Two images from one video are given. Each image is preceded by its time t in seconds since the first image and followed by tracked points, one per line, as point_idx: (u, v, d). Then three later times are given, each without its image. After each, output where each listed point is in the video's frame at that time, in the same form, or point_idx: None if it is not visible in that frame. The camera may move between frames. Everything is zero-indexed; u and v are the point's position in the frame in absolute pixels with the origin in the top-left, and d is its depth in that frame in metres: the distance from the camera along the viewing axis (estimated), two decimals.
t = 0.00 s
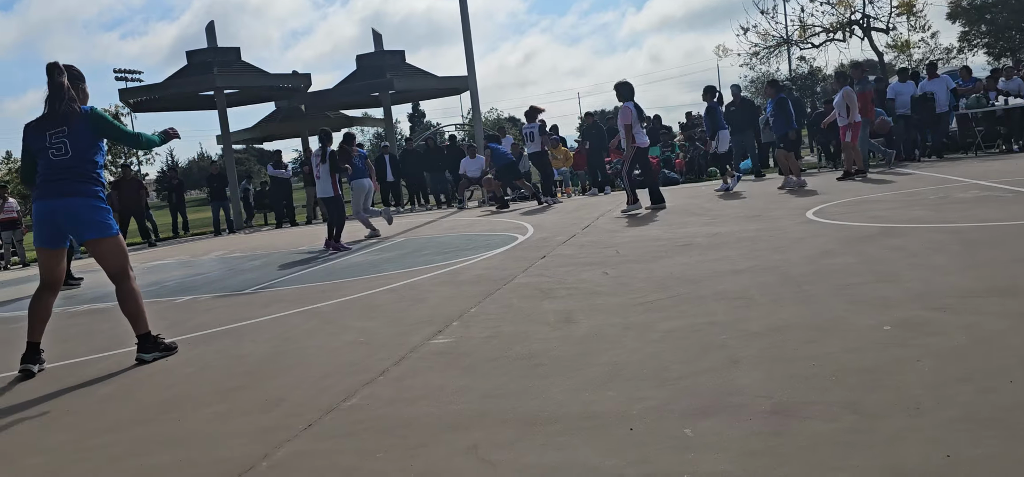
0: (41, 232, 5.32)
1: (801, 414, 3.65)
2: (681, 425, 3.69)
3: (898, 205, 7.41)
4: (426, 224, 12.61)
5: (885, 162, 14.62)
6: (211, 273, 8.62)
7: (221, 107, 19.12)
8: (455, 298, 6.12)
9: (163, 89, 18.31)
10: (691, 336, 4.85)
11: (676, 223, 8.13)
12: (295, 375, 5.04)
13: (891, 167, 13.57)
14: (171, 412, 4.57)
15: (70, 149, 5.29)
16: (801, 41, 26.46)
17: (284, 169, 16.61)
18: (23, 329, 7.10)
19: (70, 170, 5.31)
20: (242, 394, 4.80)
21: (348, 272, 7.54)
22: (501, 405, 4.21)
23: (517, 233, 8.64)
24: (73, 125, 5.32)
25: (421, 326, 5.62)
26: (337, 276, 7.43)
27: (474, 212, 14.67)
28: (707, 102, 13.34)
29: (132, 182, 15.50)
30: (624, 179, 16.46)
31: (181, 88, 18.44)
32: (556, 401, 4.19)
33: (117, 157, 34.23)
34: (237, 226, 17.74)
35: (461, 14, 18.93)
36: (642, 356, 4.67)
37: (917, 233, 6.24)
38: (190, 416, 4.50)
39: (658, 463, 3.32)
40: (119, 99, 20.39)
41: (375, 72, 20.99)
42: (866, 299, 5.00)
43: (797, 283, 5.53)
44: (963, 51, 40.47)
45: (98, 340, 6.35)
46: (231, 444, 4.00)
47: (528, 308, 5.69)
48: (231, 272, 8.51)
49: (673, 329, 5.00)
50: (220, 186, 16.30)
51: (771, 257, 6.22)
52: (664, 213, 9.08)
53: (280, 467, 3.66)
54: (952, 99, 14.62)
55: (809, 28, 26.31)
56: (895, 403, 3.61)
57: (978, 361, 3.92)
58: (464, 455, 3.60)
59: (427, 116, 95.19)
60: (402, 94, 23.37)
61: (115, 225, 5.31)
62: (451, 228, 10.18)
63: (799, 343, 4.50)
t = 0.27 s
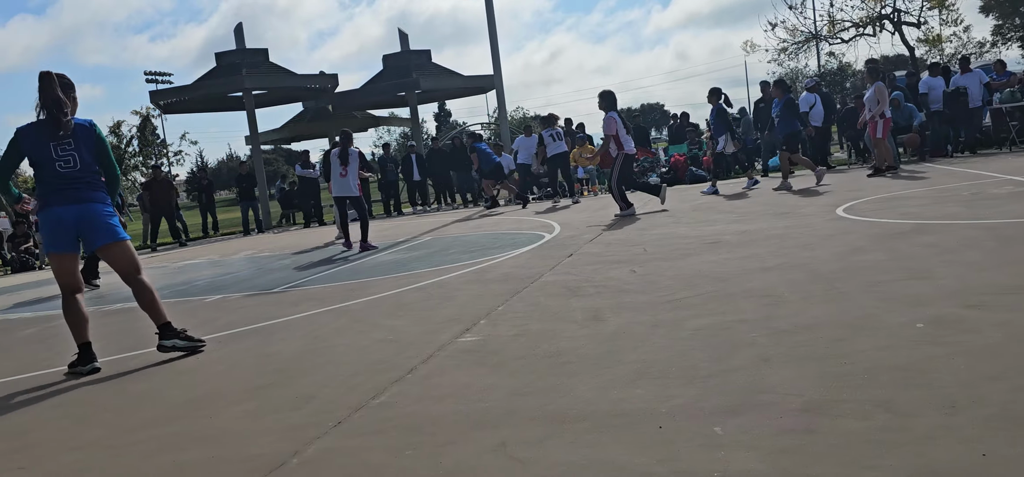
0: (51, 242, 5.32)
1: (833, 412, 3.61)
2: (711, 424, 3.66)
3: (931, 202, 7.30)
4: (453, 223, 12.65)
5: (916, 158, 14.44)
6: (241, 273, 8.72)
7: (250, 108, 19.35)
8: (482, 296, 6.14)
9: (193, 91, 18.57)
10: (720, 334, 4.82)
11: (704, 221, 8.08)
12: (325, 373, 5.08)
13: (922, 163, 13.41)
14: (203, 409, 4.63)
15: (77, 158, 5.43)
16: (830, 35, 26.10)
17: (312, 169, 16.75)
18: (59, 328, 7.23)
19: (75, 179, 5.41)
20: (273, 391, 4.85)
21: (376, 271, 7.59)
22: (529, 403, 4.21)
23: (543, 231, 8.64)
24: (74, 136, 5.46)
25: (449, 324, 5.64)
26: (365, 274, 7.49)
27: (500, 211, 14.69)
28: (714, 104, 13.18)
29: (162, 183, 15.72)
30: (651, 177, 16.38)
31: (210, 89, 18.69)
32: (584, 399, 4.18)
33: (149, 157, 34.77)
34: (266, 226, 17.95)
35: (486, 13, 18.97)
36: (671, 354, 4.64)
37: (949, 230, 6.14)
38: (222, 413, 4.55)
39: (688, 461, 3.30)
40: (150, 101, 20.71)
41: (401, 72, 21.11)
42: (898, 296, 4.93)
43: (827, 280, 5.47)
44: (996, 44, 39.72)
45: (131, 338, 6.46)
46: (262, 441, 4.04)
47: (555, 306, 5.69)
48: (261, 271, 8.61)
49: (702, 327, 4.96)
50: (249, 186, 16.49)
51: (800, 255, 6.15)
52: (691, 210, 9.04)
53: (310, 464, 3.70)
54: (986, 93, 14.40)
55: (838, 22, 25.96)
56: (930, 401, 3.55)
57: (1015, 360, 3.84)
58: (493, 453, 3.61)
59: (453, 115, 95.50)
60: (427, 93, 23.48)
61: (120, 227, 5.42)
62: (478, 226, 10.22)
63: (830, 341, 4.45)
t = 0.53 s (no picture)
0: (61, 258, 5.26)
1: (868, 412, 3.57)
2: (743, 423, 3.64)
3: (966, 200, 7.19)
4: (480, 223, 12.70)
5: (950, 156, 14.20)
6: (272, 272, 8.83)
7: (278, 109, 19.57)
8: (511, 296, 6.15)
9: (223, 93, 18.82)
10: (751, 333, 4.78)
11: (734, 220, 8.03)
12: (356, 371, 5.12)
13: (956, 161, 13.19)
14: (238, 407, 4.70)
15: (72, 172, 5.47)
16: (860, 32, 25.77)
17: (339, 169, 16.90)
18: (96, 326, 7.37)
19: (72, 192, 5.43)
20: (305, 389, 4.90)
21: (404, 270, 7.65)
22: (561, 401, 4.21)
23: (571, 231, 8.64)
24: (63, 152, 5.49)
25: (478, 324, 5.67)
26: (394, 274, 7.55)
27: (527, 211, 14.73)
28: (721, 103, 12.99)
29: (194, 184, 15.93)
30: (679, 176, 16.29)
31: (239, 91, 18.94)
32: (616, 398, 4.17)
33: (179, 159, 35.25)
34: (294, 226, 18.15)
35: (512, 13, 18.99)
36: (702, 353, 4.61)
37: (985, 228, 6.05)
38: (256, 411, 4.62)
39: (720, 460, 3.29)
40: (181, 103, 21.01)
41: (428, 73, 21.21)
42: (933, 296, 4.87)
43: (860, 280, 5.41)
44: None
45: (166, 336, 6.57)
46: (296, 438, 4.09)
47: (585, 305, 5.69)
48: (292, 271, 8.72)
49: (733, 327, 4.94)
50: (278, 187, 16.67)
51: (831, 253, 6.10)
52: (721, 209, 8.99)
53: (343, 461, 3.73)
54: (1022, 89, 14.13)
55: (869, 19, 25.62)
56: (967, 401, 3.50)
57: None
58: (524, 451, 3.62)
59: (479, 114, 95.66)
60: (453, 94, 23.56)
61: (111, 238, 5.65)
62: (506, 226, 10.25)
63: (863, 341, 4.40)
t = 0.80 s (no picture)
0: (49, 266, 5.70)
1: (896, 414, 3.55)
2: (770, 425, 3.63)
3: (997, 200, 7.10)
4: (505, 223, 12.75)
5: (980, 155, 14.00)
6: (299, 273, 8.93)
7: (302, 111, 19.77)
8: (536, 297, 6.18)
9: (248, 95, 19.06)
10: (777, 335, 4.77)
11: (760, 220, 8.00)
12: (383, 372, 5.17)
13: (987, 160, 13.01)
14: (267, 407, 4.76)
15: (63, 186, 5.87)
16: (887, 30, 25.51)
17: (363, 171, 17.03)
18: (128, 327, 7.51)
19: (61, 203, 5.83)
20: (333, 390, 4.95)
21: (429, 271, 7.71)
22: (587, 402, 4.22)
23: (596, 232, 8.66)
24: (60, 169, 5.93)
25: (503, 325, 5.69)
26: (420, 275, 7.61)
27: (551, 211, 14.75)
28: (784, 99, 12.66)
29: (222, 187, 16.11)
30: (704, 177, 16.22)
31: (264, 94, 19.17)
32: (642, 399, 4.17)
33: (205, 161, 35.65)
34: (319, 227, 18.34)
35: (535, 13, 19.02)
36: (728, 355, 4.60)
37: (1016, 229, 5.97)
38: (285, 411, 4.67)
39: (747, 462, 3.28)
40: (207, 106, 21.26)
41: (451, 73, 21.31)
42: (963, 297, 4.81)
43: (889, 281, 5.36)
44: None
45: (196, 336, 6.67)
46: (324, 439, 4.14)
47: (610, 307, 5.70)
48: (318, 272, 8.82)
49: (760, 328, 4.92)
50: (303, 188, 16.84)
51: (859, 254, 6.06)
52: (746, 210, 8.95)
53: (371, 461, 3.77)
54: None
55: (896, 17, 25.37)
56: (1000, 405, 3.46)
57: None
58: (551, 453, 3.63)
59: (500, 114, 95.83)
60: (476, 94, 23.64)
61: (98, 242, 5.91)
62: (531, 227, 10.29)
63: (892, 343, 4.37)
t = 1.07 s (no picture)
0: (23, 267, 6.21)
1: (923, 415, 3.47)
2: (795, 425, 3.56)
3: None
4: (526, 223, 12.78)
5: (1009, 151, 13.78)
6: (321, 273, 9.01)
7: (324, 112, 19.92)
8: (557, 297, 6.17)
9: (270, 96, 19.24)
10: (801, 334, 4.70)
11: (783, 219, 7.94)
12: (403, 373, 5.14)
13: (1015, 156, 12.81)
14: (289, 407, 4.75)
15: (49, 196, 6.44)
16: (913, 25, 25.22)
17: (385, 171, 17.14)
18: (153, 326, 7.58)
19: (45, 213, 6.40)
20: (352, 390, 4.95)
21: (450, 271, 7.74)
22: (607, 402, 4.17)
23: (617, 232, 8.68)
24: (46, 179, 6.48)
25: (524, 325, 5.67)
26: (440, 276, 7.64)
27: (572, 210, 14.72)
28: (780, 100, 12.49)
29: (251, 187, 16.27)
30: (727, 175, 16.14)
31: (286, 94, 19.36)
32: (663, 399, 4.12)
33: (228, 162, 36.00)
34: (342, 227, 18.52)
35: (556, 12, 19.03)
36: (752, 355, 4.54)
37: None
38: (306, 412, 4.66)
39: (772, 464, 3.21)
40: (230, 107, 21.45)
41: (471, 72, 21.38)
42: (992, 297, 4.72)
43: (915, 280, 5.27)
44: None
45: (219, 336, 6.71)
46: (345, 439, 4.12)
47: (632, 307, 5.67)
48: (340, 271, 8.89)
49: (784, 328, 4.85)
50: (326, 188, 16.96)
51: (885, 253, 5.97)
52: (770, 209, 8.90)
53: (391, 461, 3.75)
54: None
55: (922, 12, 25.07)
56: None
57: None
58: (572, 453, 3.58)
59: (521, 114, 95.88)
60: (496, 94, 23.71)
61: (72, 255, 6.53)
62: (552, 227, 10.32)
63: (919, 343, 4.29)
